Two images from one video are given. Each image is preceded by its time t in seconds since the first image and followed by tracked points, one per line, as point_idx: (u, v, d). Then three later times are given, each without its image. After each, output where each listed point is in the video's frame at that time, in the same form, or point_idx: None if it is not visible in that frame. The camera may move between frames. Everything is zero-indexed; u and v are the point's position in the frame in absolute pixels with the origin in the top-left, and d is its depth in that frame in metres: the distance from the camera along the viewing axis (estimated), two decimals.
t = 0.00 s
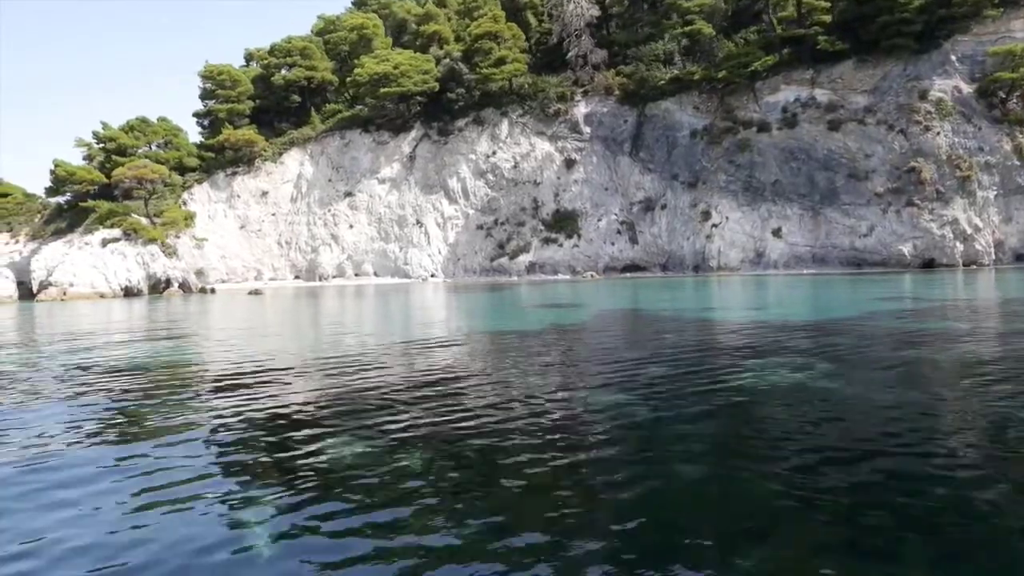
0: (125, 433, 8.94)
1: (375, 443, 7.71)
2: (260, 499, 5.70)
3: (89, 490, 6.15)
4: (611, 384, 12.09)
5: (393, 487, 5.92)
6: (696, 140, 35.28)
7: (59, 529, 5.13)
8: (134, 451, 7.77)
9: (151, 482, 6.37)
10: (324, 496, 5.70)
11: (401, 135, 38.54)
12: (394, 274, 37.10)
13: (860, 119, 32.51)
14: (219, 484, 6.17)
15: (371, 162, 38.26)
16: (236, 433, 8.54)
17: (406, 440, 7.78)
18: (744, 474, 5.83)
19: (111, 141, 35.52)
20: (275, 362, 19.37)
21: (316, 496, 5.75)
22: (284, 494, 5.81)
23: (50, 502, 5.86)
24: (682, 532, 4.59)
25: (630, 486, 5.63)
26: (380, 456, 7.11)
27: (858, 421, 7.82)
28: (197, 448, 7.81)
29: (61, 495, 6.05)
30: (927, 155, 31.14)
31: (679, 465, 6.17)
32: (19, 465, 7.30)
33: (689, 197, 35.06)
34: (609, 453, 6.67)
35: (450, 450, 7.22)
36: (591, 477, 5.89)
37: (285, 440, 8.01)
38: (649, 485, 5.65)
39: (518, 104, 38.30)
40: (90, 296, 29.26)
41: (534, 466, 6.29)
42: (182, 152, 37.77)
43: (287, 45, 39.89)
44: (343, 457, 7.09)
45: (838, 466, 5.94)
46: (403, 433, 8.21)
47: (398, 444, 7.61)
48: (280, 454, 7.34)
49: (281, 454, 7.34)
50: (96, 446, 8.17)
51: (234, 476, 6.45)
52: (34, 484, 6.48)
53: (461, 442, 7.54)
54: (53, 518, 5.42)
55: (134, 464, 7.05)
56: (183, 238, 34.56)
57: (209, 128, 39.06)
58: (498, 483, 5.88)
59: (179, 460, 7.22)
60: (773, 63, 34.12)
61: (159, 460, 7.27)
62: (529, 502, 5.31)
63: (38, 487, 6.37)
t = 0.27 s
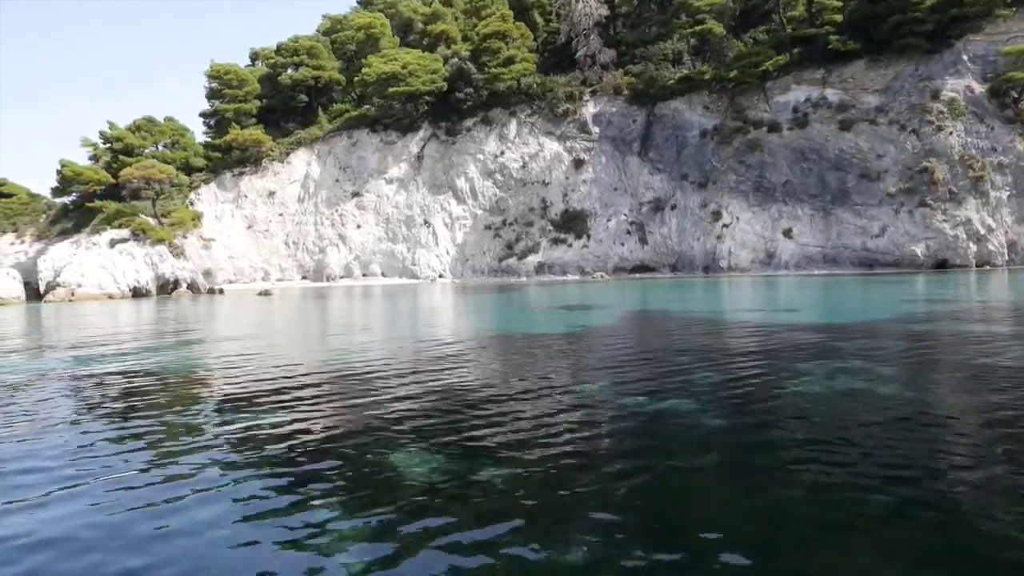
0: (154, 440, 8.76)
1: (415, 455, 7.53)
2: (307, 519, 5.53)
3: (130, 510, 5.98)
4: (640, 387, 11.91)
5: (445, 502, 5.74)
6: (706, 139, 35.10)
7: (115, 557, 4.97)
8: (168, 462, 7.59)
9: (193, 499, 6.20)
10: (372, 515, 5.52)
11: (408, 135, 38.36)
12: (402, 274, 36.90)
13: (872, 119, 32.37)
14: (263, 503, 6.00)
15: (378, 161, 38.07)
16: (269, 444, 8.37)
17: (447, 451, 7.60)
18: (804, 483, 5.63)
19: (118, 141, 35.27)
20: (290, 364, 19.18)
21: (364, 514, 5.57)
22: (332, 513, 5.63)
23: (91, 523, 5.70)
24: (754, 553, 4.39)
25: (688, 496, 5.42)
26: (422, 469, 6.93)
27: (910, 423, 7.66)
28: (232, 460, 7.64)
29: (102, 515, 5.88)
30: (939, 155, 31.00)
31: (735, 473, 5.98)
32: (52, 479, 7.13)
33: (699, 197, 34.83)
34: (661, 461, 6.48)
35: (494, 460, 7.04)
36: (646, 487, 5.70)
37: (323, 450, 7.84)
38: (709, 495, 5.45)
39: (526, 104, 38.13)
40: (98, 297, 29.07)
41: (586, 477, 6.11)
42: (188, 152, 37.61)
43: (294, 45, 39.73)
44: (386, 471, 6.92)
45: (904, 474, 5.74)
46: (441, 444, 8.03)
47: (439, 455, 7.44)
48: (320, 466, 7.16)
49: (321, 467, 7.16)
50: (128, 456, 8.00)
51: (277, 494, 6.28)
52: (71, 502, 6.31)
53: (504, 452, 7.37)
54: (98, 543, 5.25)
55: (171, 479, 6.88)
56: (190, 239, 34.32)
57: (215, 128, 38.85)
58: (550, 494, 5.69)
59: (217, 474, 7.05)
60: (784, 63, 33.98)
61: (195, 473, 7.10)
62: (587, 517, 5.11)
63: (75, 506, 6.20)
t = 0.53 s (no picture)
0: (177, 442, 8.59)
1: (449, 459, 7.37)
2: (347, 528, 5.35)
3: (160, 514, 5.80)
4: (664, 387, 11.75)
5: (492, 514, 5.60)
6: (715, 139, 34.94)
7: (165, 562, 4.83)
8: (194, 464, 7.42)
9: (225, 503, 6.02)
10: (415, 525, 5.33)
11: (415, 135, 38.22)
12: (409, 275, 36.74)
13: (882, 119, 32.24)
14: (299, 508, 5.82)
15: (385, 162, 37.91)
16: (297, 446, 8.20)
17: (480, 455, 7.44)
18: (861, 506, 5.44)
19: (124, 141, 35.09)
20: (302, 365, 19.01)
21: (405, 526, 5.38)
22: (371, 522, 5.44)
23: (121, 528, 5.52)
24: None
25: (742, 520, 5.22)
26: (458, 473, 6.76)
27: (956, 433, 7.51)
28: (259, 462, 7.47)
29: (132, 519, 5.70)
30: (950, 155, 30.85)
31: (786, 492, 5.81)
32: (75, 480, 6.96)
33: (707, 198, 34.66)
34: (707, 475, 6.32)
35: (532, 466, 6.88)
36: (697, 506, 5.52)
37: (353, 454, 7.67)
38: (764, 517, 5.25)
39: (533, 104, 38.01)
40: (106, 298, 28.91)
41: (634, 491, 5.98)
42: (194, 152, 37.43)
43: (300, 45, 39.58)
44: (421, 475, 6.75)
45: (961, 495, 5.60)
46: (473, 447, 7.87)
47: (473, 460, 7.27)
48: (353, 471, 6.99)
49: (354, 471, 6.99)
50: (151, 456, 7.82)
51: (310, 499, 6.10)
52: (98, 505, 6.13)
53: (541, 457, 7.21)
54: (131, 550, 5.07)
55: (199, 481, 6.70)
56: (197, 239, 34.16)
57: (221, 128, 38.69)
58: (597, 511, 5.50)
59: (245, 476, 6.88)
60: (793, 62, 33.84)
61: (223, 475, 6.93)
62: (640, 540, 4.92)
63: (103, 509, 6.02)
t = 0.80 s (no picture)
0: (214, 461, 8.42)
1: (495, 479, 7.19)
2: (401, 562, 5.16)
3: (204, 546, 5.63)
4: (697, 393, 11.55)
5: (557, 538, 5.44)
6: (725, 140, 34.78)
7: None
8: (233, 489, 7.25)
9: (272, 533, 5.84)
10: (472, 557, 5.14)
11: (423, 136, 38.05)
12: (417, 276, 36.53)
13: (893, 120, 32.12)
14: (346, 537, 5.64)
15: (393, 162, 37.74)
16: (337, 464, 8.01)
17: (526, 474, 7.24)
18: (933, 533, 5.22)
19: (131, 142, 34.91)
20: (317, 370, 18.79)
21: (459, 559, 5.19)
22: (423, 554, 5.25)
23: (169, 556, 5.33)
24: None
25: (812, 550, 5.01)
26: (508, 496, 6.58)
27: (1016, 442, 7.35)
28: (298, 484, 7.29)
29: (176, 550, 5.53)
30: (962, 156, 30.70)
31: (856, 513, 5.67)
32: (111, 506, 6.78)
33: (717, 199, 34.46)
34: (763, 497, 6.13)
35: (581, 486, 6.70)
36: (762, 534, 5.30)
37: (397, 475, 7.48)
38: (834, 546, 5.04)
39: (542, 105, 37.87)
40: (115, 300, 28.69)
41: (698, 512, 5.83)
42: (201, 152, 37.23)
43: (308, 45, 39.42)
44: (472, 499, 6.57)
45: None
46: (516, 465, 7.67)
47: (520, 480, 7.08)
48: (401, 495, 6.81)
49: (402, 495, 6.80)
50: (186, 479, 7.65)
51: (356, 527, 5.91)
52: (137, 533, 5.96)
53: (590, 477, 7.02)
54: None
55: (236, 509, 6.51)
56: (204, 241, 33.95)
57: (228, 128, 38.50)
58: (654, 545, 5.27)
59: (287, 502, 6.70)
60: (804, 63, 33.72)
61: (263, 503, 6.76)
62: None
63: (144, 538, 5.85)
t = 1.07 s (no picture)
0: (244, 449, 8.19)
1: (539, 468, 6.97)
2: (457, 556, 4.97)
3: (243, 536, 5.37)
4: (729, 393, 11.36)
5: (623, 529, 5.28)
6: (735, 141, 34.63)
7: None
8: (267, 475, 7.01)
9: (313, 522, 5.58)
10: (523, 553, 4.87)
11: (431, 136, 37.87)
12: (425, 277, 36.34)
13: (905, 120, 31.99)
14: (392, 531, 5.40)
15: (400, 163, 37.55)
16: (374, 455, 7.80)
17: (570, 464, 7.02)
18: (1006, 533, 5.01)
19: (138, 142, 34.72)
20: (332, 371, 18.58)
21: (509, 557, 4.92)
22: (472, 550, 5.00)
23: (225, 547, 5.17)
24: None
25: (877, 559, 4.70)
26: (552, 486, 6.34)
27: None
28: (338, 476, 7.12)
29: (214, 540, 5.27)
30: (975, 157, 30.55)
31: (929, 508, 5.50)
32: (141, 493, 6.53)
33: (728, 199, 34.29)
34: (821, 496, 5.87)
35: (627, 480, 6.43)
36: (823, 538, 5.03)
37: (438, 467, 7.27)
38: (908, 548, 4.81)
39: (550, 105, 37.70)
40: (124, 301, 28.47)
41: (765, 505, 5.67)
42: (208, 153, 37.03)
43: (315, 45, 39.22)
44: (518, 488, 6.34)
45: None
46: (559, 455, 7.44)
47: (563, 471, 6.85)
48: (445, 483, 6.58)
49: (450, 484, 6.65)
50: (216, 467, 7.42)
51: (406, 518, 5.74)
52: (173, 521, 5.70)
53: (637, 468, 6.78)
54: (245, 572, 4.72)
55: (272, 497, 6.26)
56: (212, 242, 33.75)
57: (235, 128, 38.30)
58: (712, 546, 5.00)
59: (324, 492, 6.47)
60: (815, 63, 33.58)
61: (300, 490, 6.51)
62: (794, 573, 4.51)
63: (181, 527, 5.59)
